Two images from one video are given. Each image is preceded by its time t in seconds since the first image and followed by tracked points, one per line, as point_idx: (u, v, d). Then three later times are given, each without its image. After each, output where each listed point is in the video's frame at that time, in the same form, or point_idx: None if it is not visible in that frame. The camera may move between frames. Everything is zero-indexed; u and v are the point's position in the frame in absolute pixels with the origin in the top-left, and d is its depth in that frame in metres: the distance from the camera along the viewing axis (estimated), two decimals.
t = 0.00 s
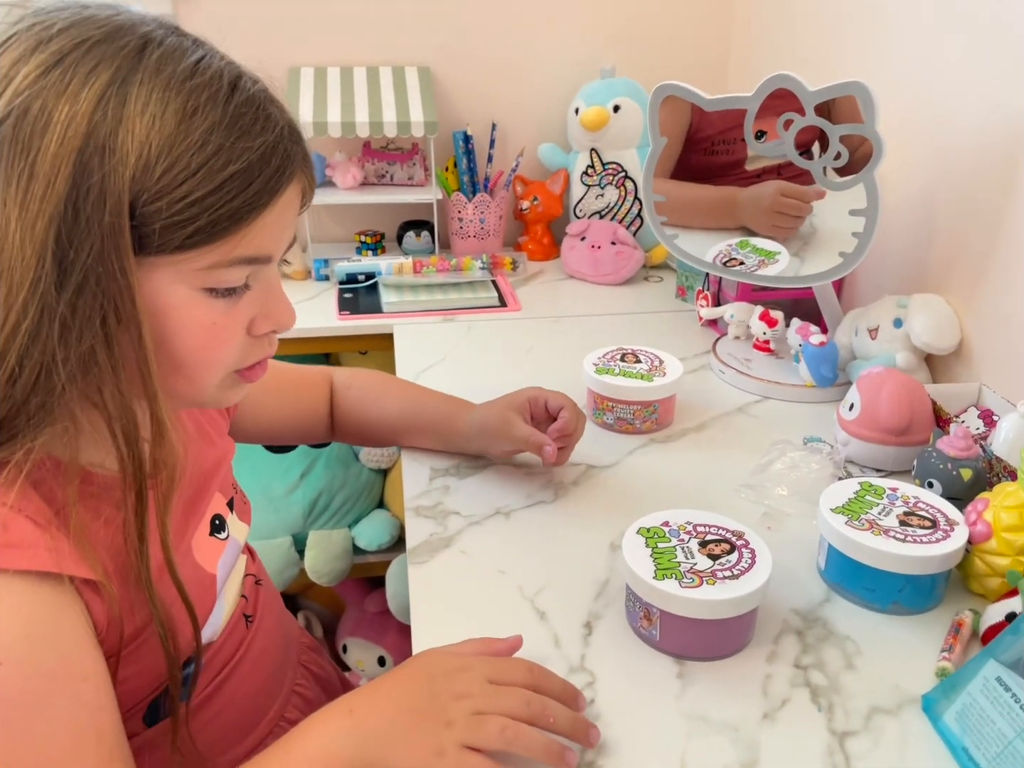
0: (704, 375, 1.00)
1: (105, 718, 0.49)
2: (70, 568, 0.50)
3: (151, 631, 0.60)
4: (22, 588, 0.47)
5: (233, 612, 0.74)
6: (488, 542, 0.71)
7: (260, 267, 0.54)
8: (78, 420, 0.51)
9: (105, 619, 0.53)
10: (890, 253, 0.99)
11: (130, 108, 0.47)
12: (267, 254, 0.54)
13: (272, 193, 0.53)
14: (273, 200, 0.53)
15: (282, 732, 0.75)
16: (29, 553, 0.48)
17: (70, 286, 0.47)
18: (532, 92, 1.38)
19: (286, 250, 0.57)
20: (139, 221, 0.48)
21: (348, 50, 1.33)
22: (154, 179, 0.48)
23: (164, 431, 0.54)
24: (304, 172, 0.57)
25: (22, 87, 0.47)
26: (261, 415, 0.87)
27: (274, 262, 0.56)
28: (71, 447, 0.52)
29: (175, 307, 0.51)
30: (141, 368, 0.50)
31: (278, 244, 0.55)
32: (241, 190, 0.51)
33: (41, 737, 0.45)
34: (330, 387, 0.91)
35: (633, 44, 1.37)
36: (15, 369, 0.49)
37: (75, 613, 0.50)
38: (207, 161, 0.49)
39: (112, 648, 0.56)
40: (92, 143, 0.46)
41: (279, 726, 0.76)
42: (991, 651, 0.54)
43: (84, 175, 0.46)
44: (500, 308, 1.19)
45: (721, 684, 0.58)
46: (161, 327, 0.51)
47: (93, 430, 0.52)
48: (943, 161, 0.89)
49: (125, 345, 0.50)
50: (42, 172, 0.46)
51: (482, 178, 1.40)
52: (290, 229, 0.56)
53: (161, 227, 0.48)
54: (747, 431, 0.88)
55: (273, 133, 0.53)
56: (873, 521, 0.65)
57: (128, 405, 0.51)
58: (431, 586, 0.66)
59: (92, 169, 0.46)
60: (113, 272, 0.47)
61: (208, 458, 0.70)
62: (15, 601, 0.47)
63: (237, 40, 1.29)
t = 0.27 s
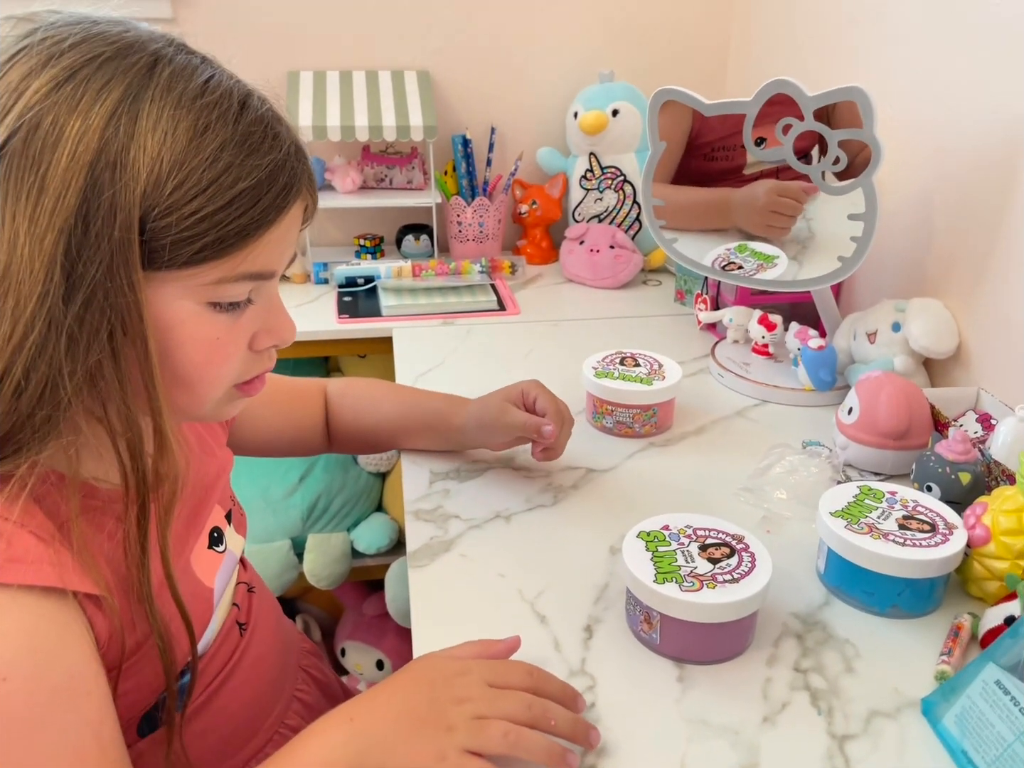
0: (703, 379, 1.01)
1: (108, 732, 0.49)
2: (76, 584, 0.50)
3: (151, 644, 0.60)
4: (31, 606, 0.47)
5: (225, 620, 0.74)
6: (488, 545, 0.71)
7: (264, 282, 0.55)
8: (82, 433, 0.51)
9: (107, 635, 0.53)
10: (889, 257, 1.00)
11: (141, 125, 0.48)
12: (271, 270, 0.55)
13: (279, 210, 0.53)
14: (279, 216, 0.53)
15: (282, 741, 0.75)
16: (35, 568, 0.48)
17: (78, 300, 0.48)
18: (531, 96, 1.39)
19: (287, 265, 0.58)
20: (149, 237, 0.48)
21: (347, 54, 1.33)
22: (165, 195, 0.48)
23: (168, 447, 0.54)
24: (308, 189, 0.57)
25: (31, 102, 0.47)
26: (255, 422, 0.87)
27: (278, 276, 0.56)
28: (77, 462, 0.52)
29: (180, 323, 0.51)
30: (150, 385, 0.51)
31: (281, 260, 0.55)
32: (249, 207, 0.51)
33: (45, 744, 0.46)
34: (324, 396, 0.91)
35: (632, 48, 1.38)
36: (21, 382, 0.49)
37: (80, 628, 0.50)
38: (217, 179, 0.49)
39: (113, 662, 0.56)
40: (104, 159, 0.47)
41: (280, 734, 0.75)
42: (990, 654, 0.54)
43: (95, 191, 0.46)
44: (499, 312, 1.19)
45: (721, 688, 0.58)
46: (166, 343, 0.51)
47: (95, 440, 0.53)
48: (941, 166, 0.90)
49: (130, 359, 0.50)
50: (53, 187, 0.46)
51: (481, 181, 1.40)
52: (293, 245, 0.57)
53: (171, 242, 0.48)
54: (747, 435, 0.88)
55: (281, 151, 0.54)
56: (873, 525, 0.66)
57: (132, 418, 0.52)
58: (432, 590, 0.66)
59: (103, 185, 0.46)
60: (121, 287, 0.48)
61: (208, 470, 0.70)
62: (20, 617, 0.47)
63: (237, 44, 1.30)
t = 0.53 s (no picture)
0: (703, 380, 1.01)
1: (109, 734, 0.49)
2: (75, 583, 0.50)
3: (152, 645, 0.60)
4: (32, 609, 0.47)
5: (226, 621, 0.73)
6: (488, 546, 0.71)
7: (262, 283, 0.55)
8: (82, 435, 0.51)
9: (107, 636, 0.53)
10: (888, 258, 1.00)
11: (139, 126, 0.48)
12: (269, 271, 0.55)
13: (277, 211, 0.53)
14: (277, 218, 0.53)
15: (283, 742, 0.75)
16: (34, 570, 0.48)
17: (77, 301, 0.48)
18: (531, 98, 1.39)
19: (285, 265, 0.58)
20: (147, 238, 0.48)
21: (347, 55, 1.33)
22: (163, 196, 0.48)
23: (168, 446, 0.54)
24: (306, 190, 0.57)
25: (30, 103, 0.47)
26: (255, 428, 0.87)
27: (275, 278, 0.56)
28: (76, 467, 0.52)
29: (179, 323, 0.51)
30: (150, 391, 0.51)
31: (279, 261, 0.56)
32: (247, 209, 0.51)
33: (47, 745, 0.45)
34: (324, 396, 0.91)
35: (631, 50, 1.38)
36: (20, 384, 0.49)
37: (80, 630, 0.50)
38: (215, 180, 0.50)
39: (112, 664, 0.56)
40: (104, 160, 0.47)
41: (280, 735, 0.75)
42: (991, 654, 0.54)
43: (94, 192, 0.46)
44: (499, 313, 1.19)
45: (722, 688, 0.58)
46: (166, 348, 0.51)
47: (96, 443, 0.53)
48: (940, 167, 0.90)
49: (128, 360, 0.50)
50: (51, 188, 0.46)
51: (481, 183, 1.40)
52: (291, 247, 0.57)
53: (169, 243, 0.49)
54: (747, 436, 0.88)
55: (279, 152, 0.54)
56: (873, 526, 0.66)
57: (132, 420, 0.52)
58: (432, 590, 0.66)
59: (102, 187, 0.47)
60: (119, 288, 0.48)
61: (207, 473, 0.70)
62: (21, 619, 0.47)
63: (237, 45, 1.30)
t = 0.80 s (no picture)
0: (712, 381, 1.00)
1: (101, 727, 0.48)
2: (57, 569, 0.49)
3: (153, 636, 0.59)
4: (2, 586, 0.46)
5: (241, 641, 0.73)
6: (498, 547, 0.71)
7: (257, 239, 0.51)
8: (65, 404, 0.50)
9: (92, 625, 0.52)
10: (899, 259, 0.99)
11: (103, 76, 0.46)
12: (262, 225, 0.51)
13: (255, 156, 0.49)
14: (259, 164, 0.50)
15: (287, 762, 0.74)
16: (10, 549, 0.47)
17: (49, 259, 0.47)
18: (539, 97, 1.39)
19: (294, 227, 0.54)
20: (113, 189, 0.46)
21: (356, 56, 1.33)
22: (126, 143, 0.45)
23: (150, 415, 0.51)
24: (302, 141, 0.53)
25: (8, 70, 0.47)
26: (288, 420, 0.84)
27: (277, 237, 0.52)
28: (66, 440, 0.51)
29: (159, 284, 0.48)
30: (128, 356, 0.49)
31: (276, 212, 0.51)
32: (219, 153, 0.48)
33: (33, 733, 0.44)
34: (352, 381, 0.90)
35: (640, 50, 1.38)
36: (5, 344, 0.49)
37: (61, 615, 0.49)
38: (182, 125, 0.47)
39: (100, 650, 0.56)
40: (67, 117, 0.45)
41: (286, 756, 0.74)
42: (1005, 657, 0.53)
43: (58, 147, 0.45)
44: (507, 313, 1.19)
45: (733, 690, 0.58)
46: (153, 311, 0.49)
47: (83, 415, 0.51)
48: (952, 167, 0.90)
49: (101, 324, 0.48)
50: (20, 148, 0.46)
51: (489, 183, 1.40)
52: (293, 203, 0.53)
53: (134, 194, 0.46)
54: (756, 437, 0.88)
55: (258, 98, 0.50)
56: (885, 527, 0.65)
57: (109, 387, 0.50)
58: (442, 591, 0.66)
59: (65, 140, 0.45)
60: (86, 243, 0.46)
61: (236, 473, 0.70)
62: None
63: (246, 45, 1.30)
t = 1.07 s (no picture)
0: (712, 381, 1.01)
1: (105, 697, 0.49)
2: (82, 527, 0.50)
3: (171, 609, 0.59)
4: (24, 535, 0.48)
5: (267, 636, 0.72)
6: (497, 547, 0.71)
7: (218, 171, 0.52)
8: (65, 365, 0.53)
9: (112, 591, 0.53)
10: (900, 260, 1.00)
11: (66, 48, 0.52)
12: (220, 155, 0.52)
13: (192, 83, 0.51)
14: (202, 93, 0.51)
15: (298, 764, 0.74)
16: (39, 501, 0.49)
17: (33, 221, 0.52)
18: (540, 98, 1.39)
19: (266, 166, 0.54)
20: (73, 138, 0.51)
21: (357, 57, 1.34)
22: (79, 92, 0.50)
23: (138, 368, 0.54)
24: (258, 78, 0.55)
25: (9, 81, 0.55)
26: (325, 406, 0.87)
27: (240, 169, 0.53)
28: (76, 400, 0.54)
29: (130, 228, 0.50)
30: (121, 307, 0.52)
31: (231, 143, 0.52)
32: (158, 83, 0.50)
33: (36, 692, 0.46)
34: (380, 365, 0.93)
35: (641, 51, 1.38)
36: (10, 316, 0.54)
37: (80, 575, 0.50)
38: (122, 63, 0.51)
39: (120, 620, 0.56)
40: (39, 90, 0.52)
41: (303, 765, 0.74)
42: (1005, 657, 0.53)
43: (34, 117, 0.52)
44: (508, 314, 1.19)
45: (732, 690, 0.58)
46: (122, 255, 0.51)
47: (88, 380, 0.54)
48: (952, 168, 0.90)
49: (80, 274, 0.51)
50: (12, 132, 0.53)
51: (490, 184, 1.40)
52: (259, 133, 0.53)
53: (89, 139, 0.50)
54: (756, 438, 0.88)
55: (201, 36, 0.53)
56: (885, 528, 0.65)
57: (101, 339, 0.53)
58: (442, 591, 0.66)
59: (38, 110, 0.52)
60: (56, 191, 0.51)
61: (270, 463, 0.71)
62: (17, 548, 0.47)
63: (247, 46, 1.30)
